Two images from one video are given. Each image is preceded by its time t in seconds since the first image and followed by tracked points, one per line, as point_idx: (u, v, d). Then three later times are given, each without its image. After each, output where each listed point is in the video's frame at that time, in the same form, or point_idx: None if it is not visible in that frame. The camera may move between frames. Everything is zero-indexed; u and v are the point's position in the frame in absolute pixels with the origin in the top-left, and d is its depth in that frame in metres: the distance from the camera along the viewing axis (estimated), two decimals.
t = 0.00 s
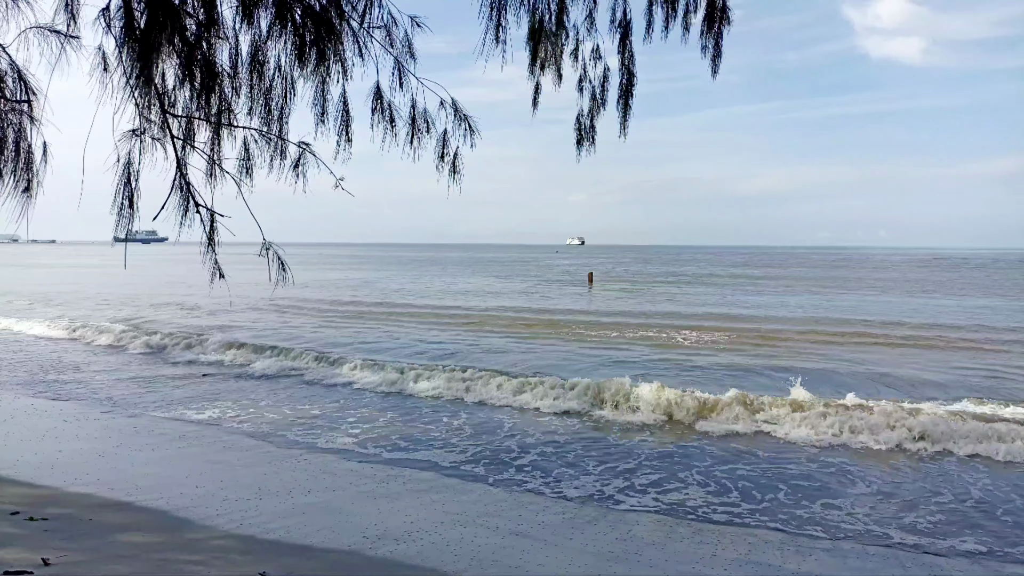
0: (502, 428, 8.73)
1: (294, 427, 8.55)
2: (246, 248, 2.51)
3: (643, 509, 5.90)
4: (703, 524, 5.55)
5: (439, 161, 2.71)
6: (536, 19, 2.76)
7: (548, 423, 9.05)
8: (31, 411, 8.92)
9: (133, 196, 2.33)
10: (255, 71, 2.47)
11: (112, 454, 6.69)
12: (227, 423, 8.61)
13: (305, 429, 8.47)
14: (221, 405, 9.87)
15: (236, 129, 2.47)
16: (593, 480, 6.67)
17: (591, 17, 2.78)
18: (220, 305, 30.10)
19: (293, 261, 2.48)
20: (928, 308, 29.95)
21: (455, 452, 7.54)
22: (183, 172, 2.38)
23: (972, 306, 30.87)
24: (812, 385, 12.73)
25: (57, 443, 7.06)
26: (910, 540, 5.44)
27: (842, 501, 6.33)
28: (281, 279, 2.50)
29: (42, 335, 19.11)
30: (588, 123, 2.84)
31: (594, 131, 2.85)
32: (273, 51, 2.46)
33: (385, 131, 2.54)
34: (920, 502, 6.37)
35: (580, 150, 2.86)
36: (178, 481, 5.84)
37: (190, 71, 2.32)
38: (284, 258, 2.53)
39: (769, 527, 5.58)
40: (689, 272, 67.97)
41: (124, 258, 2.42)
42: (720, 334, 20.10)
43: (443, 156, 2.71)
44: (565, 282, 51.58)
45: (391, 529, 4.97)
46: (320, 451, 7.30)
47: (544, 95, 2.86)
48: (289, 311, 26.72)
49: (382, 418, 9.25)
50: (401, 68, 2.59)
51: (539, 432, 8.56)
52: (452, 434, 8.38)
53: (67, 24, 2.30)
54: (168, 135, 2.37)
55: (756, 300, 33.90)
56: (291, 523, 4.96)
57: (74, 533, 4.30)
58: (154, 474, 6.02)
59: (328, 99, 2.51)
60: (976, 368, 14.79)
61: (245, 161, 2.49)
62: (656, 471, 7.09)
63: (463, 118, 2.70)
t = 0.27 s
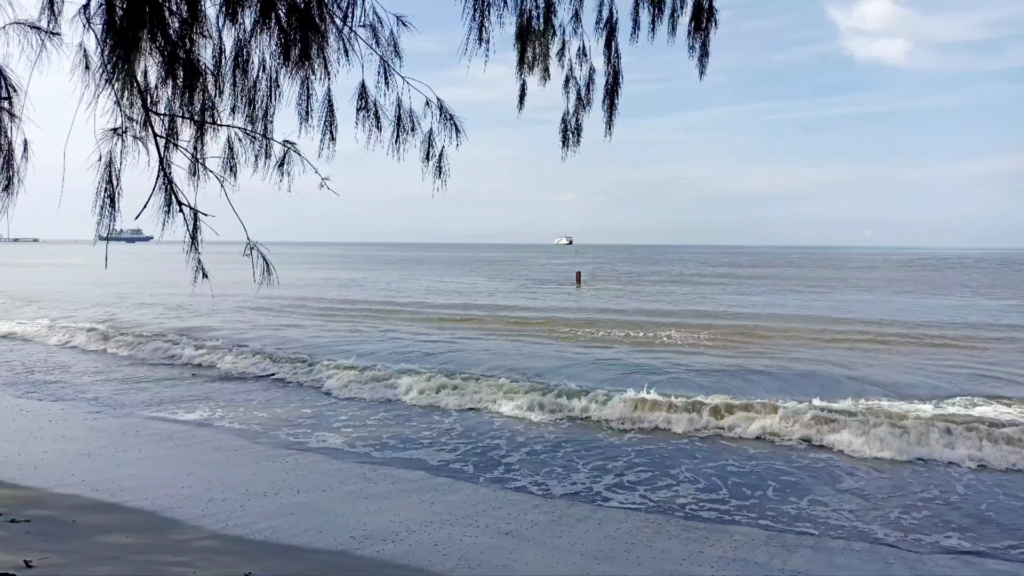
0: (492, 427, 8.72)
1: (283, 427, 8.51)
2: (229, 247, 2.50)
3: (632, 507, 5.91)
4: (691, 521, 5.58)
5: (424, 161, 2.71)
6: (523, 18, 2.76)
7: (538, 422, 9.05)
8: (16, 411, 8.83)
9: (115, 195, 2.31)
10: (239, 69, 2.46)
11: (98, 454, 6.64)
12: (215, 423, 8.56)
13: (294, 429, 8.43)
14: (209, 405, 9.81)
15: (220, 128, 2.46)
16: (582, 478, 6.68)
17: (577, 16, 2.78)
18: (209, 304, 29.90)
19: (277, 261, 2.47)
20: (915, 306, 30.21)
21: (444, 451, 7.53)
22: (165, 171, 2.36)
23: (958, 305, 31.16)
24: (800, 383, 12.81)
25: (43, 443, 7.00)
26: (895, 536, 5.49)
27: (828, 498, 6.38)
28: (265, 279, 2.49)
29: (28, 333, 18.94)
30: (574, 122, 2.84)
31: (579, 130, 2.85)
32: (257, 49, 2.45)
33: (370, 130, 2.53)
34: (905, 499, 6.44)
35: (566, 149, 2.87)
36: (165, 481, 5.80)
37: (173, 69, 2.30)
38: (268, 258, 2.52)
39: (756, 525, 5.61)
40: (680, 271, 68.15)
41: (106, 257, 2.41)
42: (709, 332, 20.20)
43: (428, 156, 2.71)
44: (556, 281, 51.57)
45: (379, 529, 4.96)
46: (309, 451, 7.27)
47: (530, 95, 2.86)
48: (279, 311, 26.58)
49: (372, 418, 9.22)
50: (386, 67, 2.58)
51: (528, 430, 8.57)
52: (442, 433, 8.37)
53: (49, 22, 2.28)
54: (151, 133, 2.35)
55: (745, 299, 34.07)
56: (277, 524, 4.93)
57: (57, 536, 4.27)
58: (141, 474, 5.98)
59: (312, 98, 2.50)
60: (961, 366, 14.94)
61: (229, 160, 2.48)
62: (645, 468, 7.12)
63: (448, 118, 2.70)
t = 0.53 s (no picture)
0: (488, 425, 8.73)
1: (277, 426, 8.50)
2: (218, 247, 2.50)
3: (626, 504, 5.92)
4: (685, 518, 5.59)
5: (414, 160, 2.70)
6: (516, 16, 2.76)
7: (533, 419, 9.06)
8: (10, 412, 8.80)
9: (103, 195, 2.30)
10: (228, 68, 2.44)
11: (92, 455, 6.62)
12: (210, 423, 8.54)
13: (289, 428, 8.41)
14: (203, 405, 9.79)
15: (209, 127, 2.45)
16: (577, 476, 6.69)
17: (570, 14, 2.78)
18: (203, 304, 29.83)
19: (266, 260, 2.47)
20: (909, 303, 30.31)
21: (439, 449, 7.54)
22: (154, 170, 2.36)
23: (951, 301, 31.31)
24: (794, 380, 12.85)
25: (36, 444, 6.98)
26: (888, 532, 5.51)
27: (822, 494, 6.40)
28: (254, 278, 2.49)
29: (21, 333, 18.86)
30: (565, 121, 2.84)
31: (571, 129, 2.85)
32: (245, 47, 2.43)
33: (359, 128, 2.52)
34: (898, 495, 6.46)
35: (557, 148, 2.87)
36: (158, 481, 5.78)
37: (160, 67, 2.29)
38: (258, 257, 2.51)
39: (749, 521, 5.63)
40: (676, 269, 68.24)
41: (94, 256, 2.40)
42: (704, 329, 20.24)
43: (419, 155, 2.70)
44: (551, 279, 51.64)
45: (373, 528, 4.95)
46: (303, 450, 7.26)
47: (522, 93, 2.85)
48: (274, 310, 26.53)
49: (367, 417, 9.20)
50: (376, 66, 2.58)
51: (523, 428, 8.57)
52: (437, 432, 8.36)
53: (35, 20, 2.27)
54: (139, 132, 2.34)
55: (740, 297, 34.16)
56: (271, 523, 4.93)
57: (50, 536, 4.26)
58: (134, 474, 5.97)
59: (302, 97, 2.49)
60: (955, 362, 15.02)
61: (218, 160, 2.47)
62: (640, 465, 7.13)
63: (438, 117, 2.70)
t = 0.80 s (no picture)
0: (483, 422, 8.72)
1: (272, 425, 8.47)
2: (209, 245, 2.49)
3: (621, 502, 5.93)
4: (678, 515, 5.60)
5: (406, 159, 2.70)
6: (510, 14, 2.75)
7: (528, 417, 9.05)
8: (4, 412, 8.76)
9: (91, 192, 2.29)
10: (217, 66, 2.43)
11: (85, 454, 6.59)
12: (204, 422, 8.52)
13: (283, 427, 8.39)
14: (199, 404, 9.78)
15: (199, 124, 2.44)
16: (572, 474, 6.70)
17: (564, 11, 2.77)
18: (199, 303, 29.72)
19: (258, 258, 2.46)
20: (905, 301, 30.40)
21: (433, 447, 7.53)
22: (143, 167, 2.34)
23: (946, 300, 31.40)
24: (789, 378, 12.87)
25: (29, 444, 6.95)
26: (881, 529, 5.53)
27: (814, 492, 6.42)
28: (245, 276, 2.47)
29: (15, 332, 18.80)
30: (558, 119, 2.83)
31: (564, 127, 2.84)
32: (235, 46, 2.42)
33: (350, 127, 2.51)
34: (891, 493, 6.48)
35: (550, 146, 2.86)
36: (151, 480, 5.77)
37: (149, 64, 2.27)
38: (249, 256, 2.50)
39: (743, 519, 5.64)
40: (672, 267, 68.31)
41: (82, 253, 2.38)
42: (700, 327, 20.26)
43: (410, 154, 2.69)
44: (547, 278, 51.64)
45: (366, 526, 4.95)
46: (298, 449, 7.25)
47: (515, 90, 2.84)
48: (270, 309, 26.47)
49: (362, 415, 9.18)
50: (367, 65, 2.57)
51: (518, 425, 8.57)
52: (432, 430, 8.36)
53: (22, 17, 2.25)
54: (128, 130, 2.33)
55: (736, 295, 34.19)
56: (264, 522, 4.92)
57: (41, 536, 4.24)
58: (127, 473, 5.95)
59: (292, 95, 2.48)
60: (949, 360, 15.05)
61: (208, 157, 2.46)
62: (634, 463, 7.15)
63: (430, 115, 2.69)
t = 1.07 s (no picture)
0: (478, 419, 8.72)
1: (266, 422, 8.45)
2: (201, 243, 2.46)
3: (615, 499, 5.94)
4: (673, 513, 5.62)
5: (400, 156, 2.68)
6: (505, 10, 2.74)
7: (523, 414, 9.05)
8: None
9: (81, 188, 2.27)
10: (209, 62, 2.41)
11: (78, 452, 6.56)
12: (199, 419, 8.50)
13: (278, 424, 8.37)
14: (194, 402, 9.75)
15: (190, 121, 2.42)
16: (567, 471, 6.71)
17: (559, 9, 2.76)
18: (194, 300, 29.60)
19: (249, 256, 2.43)
20: (898, 300, 30.56)
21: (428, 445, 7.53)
22: (133, 163, 2.32)
23: (939, 298, 31.55)
24: (784, 376, 12.91)
25: (22, 442, 6.91)
26: (874, 525, 5.55)
27: (808, 489, 6.45)
28: (237, 275, 2.45)
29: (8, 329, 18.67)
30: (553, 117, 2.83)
31: (558, 125, 2.84)
32: (227, 41, 2.40)
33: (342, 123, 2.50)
34: (884, 489, 6.52)
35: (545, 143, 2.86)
36: (145, 478, 5.75)
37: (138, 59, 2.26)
38: (240, 253, 2.47)
39: (737, 515, 5.66)
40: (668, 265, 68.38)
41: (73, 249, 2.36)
42: (696, 325, 20.29)
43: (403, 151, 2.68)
44: (543, 275, 51.66)
45: (361, 524, 4.95)
46: (293, 446, 7.24)
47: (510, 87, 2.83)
48: (265, 306, 26.39)
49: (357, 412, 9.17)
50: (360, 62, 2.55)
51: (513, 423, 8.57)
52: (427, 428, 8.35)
53: (11, 12, 2.23)
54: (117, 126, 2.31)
55: (732, 293, 34.24)
56: (258, 520, 4.91)
57: (34, 535, 4.23)
58: (121, 471, 5.92)
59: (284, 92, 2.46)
60: (942, 358, 15.13)
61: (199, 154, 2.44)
62: (629, 461, 7.17)
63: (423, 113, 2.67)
